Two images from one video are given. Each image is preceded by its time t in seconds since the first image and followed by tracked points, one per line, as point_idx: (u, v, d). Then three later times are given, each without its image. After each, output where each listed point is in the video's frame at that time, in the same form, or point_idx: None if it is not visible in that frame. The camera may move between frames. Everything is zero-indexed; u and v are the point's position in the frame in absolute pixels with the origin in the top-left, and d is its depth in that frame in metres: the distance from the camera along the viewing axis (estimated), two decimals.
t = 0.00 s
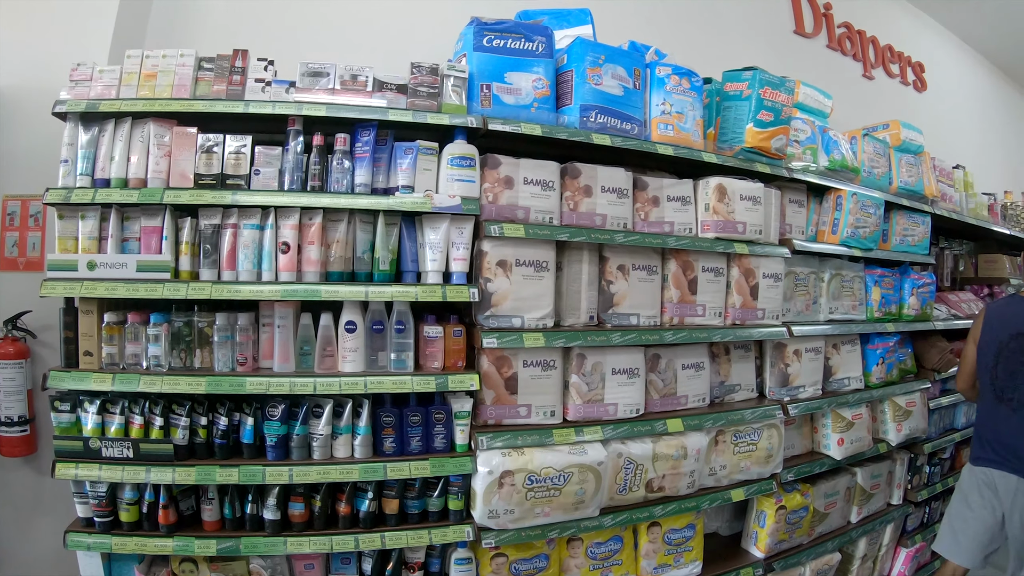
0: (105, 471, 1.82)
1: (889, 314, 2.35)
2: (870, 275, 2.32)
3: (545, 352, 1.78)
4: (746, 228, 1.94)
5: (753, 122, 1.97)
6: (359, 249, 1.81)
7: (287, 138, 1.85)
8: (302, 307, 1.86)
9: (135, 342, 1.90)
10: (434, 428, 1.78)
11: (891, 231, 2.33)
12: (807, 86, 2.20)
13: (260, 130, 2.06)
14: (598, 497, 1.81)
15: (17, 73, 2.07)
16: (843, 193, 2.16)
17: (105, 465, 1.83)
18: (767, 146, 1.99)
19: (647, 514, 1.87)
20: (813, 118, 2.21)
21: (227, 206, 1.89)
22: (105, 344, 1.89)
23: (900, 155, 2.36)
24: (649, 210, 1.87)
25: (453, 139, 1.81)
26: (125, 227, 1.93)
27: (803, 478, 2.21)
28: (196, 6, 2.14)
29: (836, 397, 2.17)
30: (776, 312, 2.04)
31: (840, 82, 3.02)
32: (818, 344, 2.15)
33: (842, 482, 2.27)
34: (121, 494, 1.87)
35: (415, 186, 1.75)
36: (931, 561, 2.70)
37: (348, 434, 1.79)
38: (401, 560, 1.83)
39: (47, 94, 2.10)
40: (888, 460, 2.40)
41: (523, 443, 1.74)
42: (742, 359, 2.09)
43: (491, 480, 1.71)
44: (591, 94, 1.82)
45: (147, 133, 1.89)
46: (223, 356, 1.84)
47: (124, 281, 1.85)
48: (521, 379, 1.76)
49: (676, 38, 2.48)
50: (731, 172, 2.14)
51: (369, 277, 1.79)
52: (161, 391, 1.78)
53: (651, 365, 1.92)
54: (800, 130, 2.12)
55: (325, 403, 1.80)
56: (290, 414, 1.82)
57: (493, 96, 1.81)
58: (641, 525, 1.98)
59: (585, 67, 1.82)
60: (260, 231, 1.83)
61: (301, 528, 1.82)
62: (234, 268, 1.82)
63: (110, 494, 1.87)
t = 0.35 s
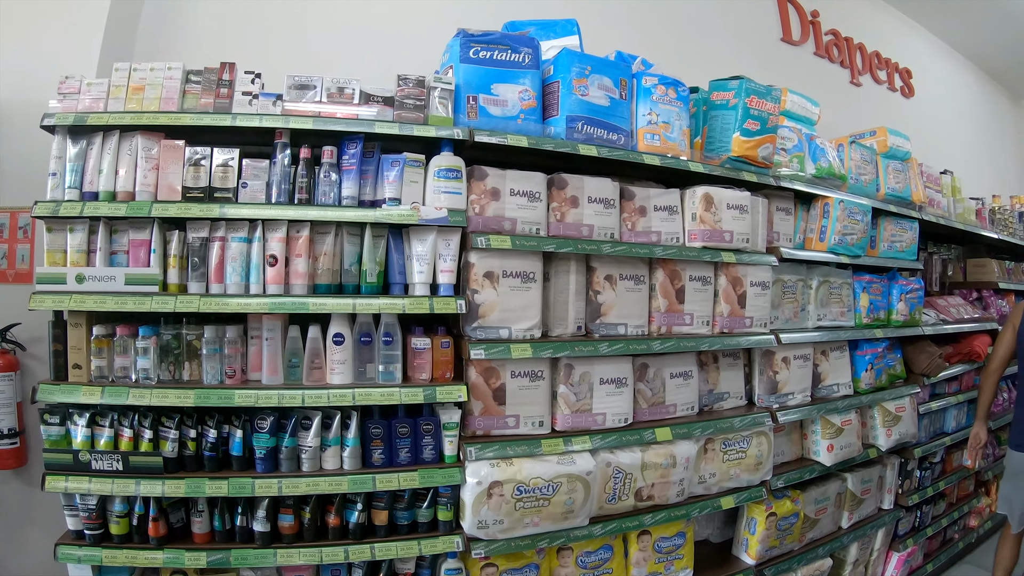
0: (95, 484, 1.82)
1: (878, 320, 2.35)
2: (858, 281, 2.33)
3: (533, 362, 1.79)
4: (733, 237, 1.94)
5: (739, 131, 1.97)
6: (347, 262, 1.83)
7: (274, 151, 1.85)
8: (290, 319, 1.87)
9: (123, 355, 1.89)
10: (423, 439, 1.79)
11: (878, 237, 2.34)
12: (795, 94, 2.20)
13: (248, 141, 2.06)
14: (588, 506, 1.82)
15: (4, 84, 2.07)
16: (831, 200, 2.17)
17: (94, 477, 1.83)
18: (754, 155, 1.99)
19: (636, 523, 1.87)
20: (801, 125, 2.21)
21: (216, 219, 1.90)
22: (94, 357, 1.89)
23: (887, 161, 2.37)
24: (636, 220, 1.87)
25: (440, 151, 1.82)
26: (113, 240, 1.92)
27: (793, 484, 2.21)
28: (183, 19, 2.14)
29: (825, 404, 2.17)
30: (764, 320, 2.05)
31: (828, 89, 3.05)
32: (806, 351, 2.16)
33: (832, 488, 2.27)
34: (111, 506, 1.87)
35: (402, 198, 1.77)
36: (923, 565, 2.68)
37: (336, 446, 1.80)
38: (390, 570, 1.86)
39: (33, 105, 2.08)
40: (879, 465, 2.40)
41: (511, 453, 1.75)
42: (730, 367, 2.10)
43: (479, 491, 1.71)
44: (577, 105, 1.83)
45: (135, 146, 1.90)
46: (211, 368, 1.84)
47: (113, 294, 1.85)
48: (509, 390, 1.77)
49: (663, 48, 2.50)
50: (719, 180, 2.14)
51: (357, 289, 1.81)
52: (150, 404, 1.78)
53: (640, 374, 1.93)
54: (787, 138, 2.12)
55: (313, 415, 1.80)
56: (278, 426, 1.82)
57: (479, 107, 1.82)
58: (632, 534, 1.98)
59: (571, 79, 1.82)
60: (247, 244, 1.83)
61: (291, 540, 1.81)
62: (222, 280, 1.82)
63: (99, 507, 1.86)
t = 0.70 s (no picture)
0: (84, 497, 1.81)
1: (868, 326, 2.36)
2: (848, 287, 2.33)
3: (521, 373, 1.80)
4: (721, 245, 1.94)
5: (726, 139, 1.97)
6: (334, 274, 1.84)
7: (262, 164, 1.86)
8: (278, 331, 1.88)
9: (112, 367, 1.89)
10: (412, 450, 1.79)
11: (867, 243, 2.35)
12: (783, 101, 2.20)
13: (236, 153, 2.07)
14: (578, 515, 1.82)
15: None
16: (818, 207, 2.17)
17: (84, 490, 1.82)
18: (742, 163, 1.99)
19: (627, 532, 1.87)
20: (790, 132, 2.21)
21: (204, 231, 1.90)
22: (83, 370, 1.88)
23: (876, 167, 2.38)
24: (623, 229, 1.88)
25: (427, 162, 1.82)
26: (102, 253, 1.92)
27: (784, 491, 2.21)
28: (172, 31, 2.14)
29: (815, 410, 2.17)
30: (753, 327, 2.05)
31: (815, 96, 3.07)
32: (795, 358, 2.17)
33: (824, 494, 2.26)
34: (101, 519, 1.86)
35: (389, 210, 1.77)
36: (917, 569, 2.68)
37: (325, 457, 1.80)
38: None
39: (20, 115, 2.05)
40: (870, 470, 2.40)
41: (500, 463, 1.75)
42: (719, 375, 2.10)
43: (469, 501, 1.70)
44: (564, 115, 1.83)
45: (123, 158, 1.89)
46: (200, 381, 1.84)
47: (101, 307, 1.85)
48: (498, 401, 1.78)
49: (650, 58, 2.53)
50: (706, 188, 2.15)
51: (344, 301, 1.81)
52: (139, 416, 1.77)
53: (629, 383, 1.93)
54: (775, 146, 2.13)
55: (302, 427, 1.80)
56: (267, 438, 1.82)
57: (465, 118, 1.83)
58: (623, 543, 1.98)
59: (558, 89, 1.82)
60: (235, 256, 1.83)
61: (280, 552, 1.82)
62: (210, 293, 1.82)
63: (90, 519, 1.86)
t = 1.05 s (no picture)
0: (68, 506, 1.80)
1: (853, 328, 2.37)
2: (834, 289, 2.34)
3: (505, 378, 1.81)
4: (705, 248, 1.94)
5: (709, 143, 1.97)
6: (317, 280, 1.84)
7: (245, 171, 1.86)
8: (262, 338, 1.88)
9: (96, 375, 1.89)
10: (396, 456, 1.79)
11: (852, 245, 2.36)
12: (767, 104, 2.21)
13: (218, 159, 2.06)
14: (563, 520, 1.82)
15: None
16: (802, 209, 2.17)
17: (68, 499, 1.81)
18: (725, 166, 1.99)
19: (613, 536, 1.87)
20: (774, 135, 2.22)
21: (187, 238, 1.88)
22: (67, 379, 1.87)
23: (860, 169, 2.39)
24: (606, 234, 1.88)
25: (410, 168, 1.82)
26: (85, 261, 1.90)
27: (772, 493, 2.21)
28: (154, 38, 2.13)
29: (801, 412, 2.18)
30: (738, 330, 2.06)
31: (799, 99, 3.10)
32: (781, 361, 2.18)
33: (811, 495, 2.27)
34: (86, 528, 1.85)
35: (371, 217, 1.78)
36: (907, 568, 2.69)
37: (309, 465, 1.79)
38: None
39: None
40: (858, 471, 2.41)
41: (484, 469, 1.74)
42: (705, 378, 2.11)
43: (453, 507, 1.70)
44: (546, 120, 1.82)
45: (105, 166, 1.88)
46: (183, 389, 1.83)
47: (84, 315, 1.84)
48: (481, 406, 1.78)
49: (634, 63, 2.55)
50: (691, 192, 2.15)
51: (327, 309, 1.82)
52: (123, 425, 1.76)
53: (614, 388, 1.94)
54: (758, 149, 2.13)
55: (286, 434, 1.79)
56: (251, 445, 1.81)
57: (448, 124, 1.83)
58: (609, 547, 1.98)
59: (540, 94, 1.82)
60: (218, 263, 1.84)
61: (266, 559, 1.80)
62: (193, 300, 1.82)
63: (75, 528, 1.85)
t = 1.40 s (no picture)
0: (45, 512, 1.76)
1: (832, 328, 2.39)
2: (812, 290, 2.36)
3: (483, 381, 1.81)
4: (682, 249, 1.95)
5: (687, 144, 1.98)
6: (293, 283, 1.84)
7: (221, 174, 1.85)
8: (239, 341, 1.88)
9: (72, 380, 1.85)
10: (373, 459, 1.77)
11: (831, 246, 2.38)
12: (745, 106, 2.22)
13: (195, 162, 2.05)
14: (542, 522, 1.81)
15: None
16: (781, 210, 2.19)
17: (45, 504, 1.77)
18: (703, 168, 2.00)
19: (593, 538, 1.86)
20: (752, 136, 2.23)
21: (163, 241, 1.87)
22: (42, 383, 1.84)
23: (838, 170, 2.41)
24: (584, 236, 1.89)
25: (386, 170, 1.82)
26: (61, 264, 1.88)
27: (752, 493, 2.21)
28: (132, 40, 2.11)
29: (781, 413, 2.19)
30: (716, 331, 2.06)
31: (777, 102, 3.15)
32: (760, 361, 2.19)
33: (792, 495, 2.27)
34: (64, 533, 1.83)
35: (347, 219, 1.78)
36: (889, 566, 2.70)
37: (286, 468, 1.78)
38: None
39: None
40: (839, 470, 2.43)
41: (462, 472, 1.73)
42: (684, 379, 2.12)
43: (431, 510, 1.69)
44: (523, 122, 1.83)
45: (80, 169, 1.86)
46: (160, 393, 1.82)
47: (59, 319, 1.81)
48: (459, 409, 1.78)
49: (613, 66, 2.56)
50: (669, 193, 2.15)
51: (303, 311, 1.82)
52: (99, 429, 1.74)
53: (591, 390, 1.94)
54: (736, 150, 2.15)
55: (263, 437, 1.79)
56: (228, 449, 1.79)
57: (424, 126, 1.82)
58: (590, 548, 1.97)
59: (516, 96, 1.82)
60: (193, 266, 1.82)
61: (243, 564, 1.79)
62: (168, 304, 1.80)
63: (52, 534, 1.82)
